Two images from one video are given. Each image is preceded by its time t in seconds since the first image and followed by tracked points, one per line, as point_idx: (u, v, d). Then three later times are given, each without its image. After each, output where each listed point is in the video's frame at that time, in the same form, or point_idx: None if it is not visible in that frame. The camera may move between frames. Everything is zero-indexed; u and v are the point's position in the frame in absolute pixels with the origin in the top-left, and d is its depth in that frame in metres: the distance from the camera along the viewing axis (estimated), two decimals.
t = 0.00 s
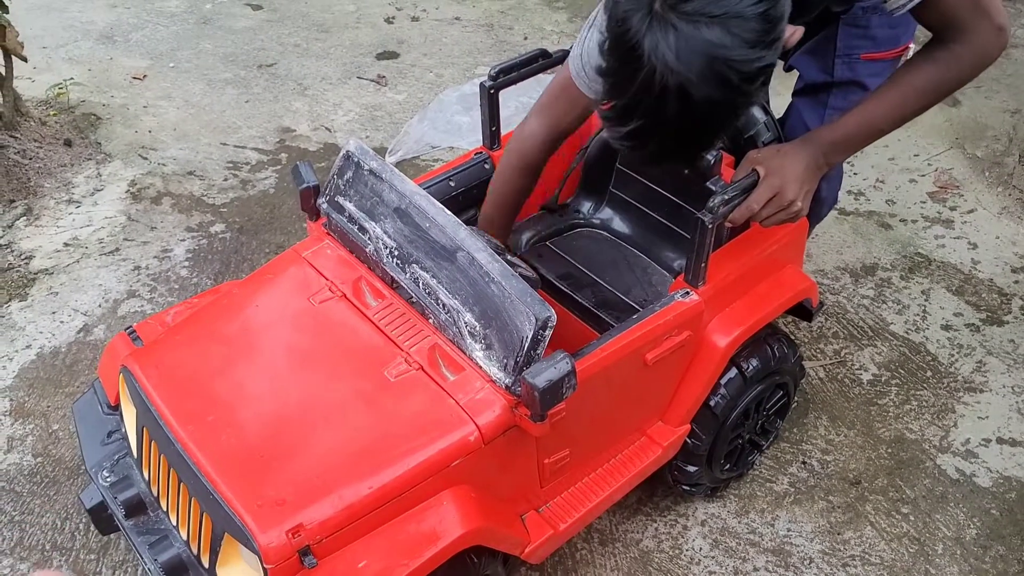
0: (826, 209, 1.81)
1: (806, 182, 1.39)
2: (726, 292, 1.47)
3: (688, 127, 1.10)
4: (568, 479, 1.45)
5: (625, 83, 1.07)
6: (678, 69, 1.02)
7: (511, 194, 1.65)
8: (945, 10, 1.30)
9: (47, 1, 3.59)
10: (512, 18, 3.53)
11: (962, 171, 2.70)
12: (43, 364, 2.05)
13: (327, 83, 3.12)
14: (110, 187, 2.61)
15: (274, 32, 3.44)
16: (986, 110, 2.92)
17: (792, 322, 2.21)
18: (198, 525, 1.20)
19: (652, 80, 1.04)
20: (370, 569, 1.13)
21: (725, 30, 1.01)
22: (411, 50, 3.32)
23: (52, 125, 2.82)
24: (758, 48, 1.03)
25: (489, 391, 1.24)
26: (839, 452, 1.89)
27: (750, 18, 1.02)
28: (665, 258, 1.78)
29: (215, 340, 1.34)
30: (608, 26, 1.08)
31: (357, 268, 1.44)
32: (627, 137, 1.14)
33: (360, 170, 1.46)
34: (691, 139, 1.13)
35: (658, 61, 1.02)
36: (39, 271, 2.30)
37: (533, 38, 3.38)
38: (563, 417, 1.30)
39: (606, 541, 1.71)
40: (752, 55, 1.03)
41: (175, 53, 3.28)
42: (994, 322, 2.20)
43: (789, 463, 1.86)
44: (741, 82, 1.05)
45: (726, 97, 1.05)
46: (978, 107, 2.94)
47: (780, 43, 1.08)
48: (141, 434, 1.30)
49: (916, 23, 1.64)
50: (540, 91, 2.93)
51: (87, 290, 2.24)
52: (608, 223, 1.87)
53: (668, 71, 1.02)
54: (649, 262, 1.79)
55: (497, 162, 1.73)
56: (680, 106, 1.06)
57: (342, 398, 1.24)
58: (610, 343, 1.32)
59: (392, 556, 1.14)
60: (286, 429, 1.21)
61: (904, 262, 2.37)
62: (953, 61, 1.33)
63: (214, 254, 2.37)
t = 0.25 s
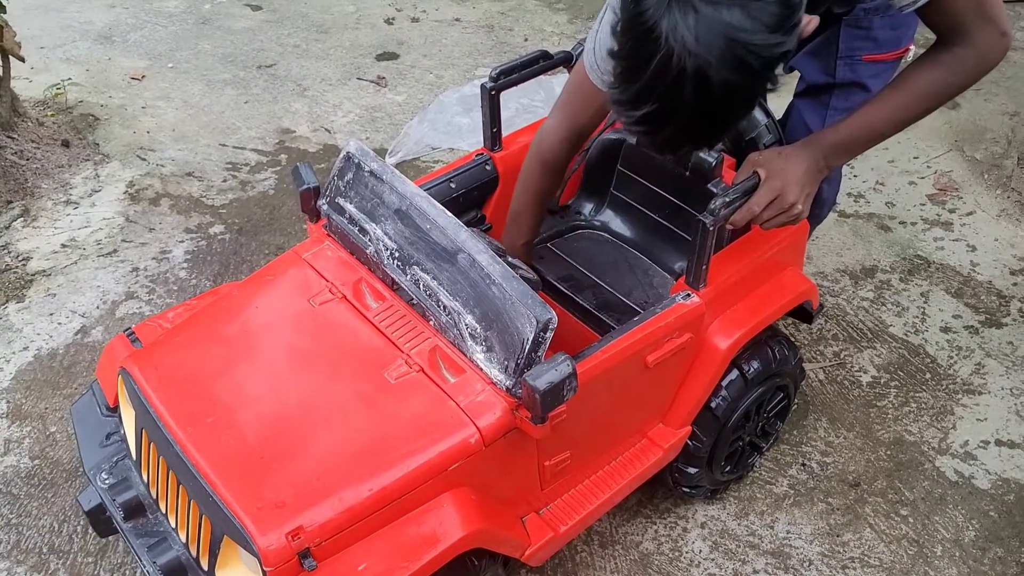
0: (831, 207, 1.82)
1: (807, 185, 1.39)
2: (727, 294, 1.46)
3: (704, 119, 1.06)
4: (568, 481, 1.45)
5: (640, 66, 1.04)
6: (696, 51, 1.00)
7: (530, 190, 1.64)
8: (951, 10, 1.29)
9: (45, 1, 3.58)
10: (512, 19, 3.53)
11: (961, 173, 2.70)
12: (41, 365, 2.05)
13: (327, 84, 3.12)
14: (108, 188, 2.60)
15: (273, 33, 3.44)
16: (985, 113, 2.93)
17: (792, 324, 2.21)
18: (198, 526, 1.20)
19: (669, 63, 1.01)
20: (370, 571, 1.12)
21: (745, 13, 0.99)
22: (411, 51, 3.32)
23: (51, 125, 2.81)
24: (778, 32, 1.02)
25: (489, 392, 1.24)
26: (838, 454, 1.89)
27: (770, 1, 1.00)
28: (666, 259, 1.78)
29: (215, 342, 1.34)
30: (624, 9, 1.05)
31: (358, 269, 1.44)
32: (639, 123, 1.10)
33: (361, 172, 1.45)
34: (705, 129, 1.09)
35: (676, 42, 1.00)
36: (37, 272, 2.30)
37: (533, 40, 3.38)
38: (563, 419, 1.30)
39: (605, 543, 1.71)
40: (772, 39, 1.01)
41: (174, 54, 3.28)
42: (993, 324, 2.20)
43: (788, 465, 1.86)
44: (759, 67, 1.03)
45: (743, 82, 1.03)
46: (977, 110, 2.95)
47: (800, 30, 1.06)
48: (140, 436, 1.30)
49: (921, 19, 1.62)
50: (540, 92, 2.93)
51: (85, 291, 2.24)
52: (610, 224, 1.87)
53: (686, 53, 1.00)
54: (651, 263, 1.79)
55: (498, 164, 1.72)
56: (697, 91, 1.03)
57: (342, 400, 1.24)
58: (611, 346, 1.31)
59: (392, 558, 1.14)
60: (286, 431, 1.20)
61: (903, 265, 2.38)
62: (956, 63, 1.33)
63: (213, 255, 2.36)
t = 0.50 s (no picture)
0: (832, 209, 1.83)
1: (807, 186, 1.39)
2: (727, 294, 1.47)
3: (724, 84, 1.06)
4: (568, 479, 1.45)
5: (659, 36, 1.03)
6: (720, 12, 0.98)
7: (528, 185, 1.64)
8: (955, 8, 1.28)
9: (44, 2, 3.58)
10: (511, 21, 3.53)
11: (960, 175, 2.70)
12: (39, 367, 2.05)
13: (326, 86, 3.12)
14: (107, 189, 2.60)
15: (272, 35, 3.44)
16: (983, 116, 2.94)
17: (791, 325, 2.21)
18: (198, 522, 1.20)
19: (690, 27, 0.99)
20: (370, 567, 1.12)
21: None
22: (410, 53, 3.32)
23: (49, 127, 2.81)
24: None
25: (490, 390, 1.24)
26: (836, 456, 1.89)
27: None
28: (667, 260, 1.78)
29: (217, 338, 1.34)
30: None
31: (359, 267, 1.44)
32: (660, 96, 1.11)
33: (363, 169, 1.46)
34: (730, 90, 1.07)
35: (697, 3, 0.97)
36: (35, 274, 2.30)
37: (532, 42, 3.38)
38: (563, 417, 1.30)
39: (604, 544, 1.71)
40: None
41: (172, 56, 3.28)
42: (991, 326, 2.20)
43: (786, 467, 1.86)
44: (784, 28, 1.00)
45: (769, 43, 1.01)
46: (975, 112, 2.96)
47: None
48: (142, 432, 1.30)
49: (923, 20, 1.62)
50: (539, 94, 2.94)
51: (84, 293, 2.24)
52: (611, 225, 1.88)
53: (708, 14, 0.98)
54: (652, 263, 1.79)
55: (500, 163, 1.72)
56: (720, 55, 1.01)
57: (343, 397, 1.24)
58: (611, 344, 1.31)
59: (392, 554, 1.14)
60: (286, 427, 1.20)
61: (901, 266, 2.38)
62: (957, 62, 1.32)
63: (211, 257, 2.36)
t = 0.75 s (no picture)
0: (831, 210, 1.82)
1: (800, 186, 1.38)
2: (721, 296, 1.46)
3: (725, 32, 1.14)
4: (561, 483, 1.44)
5: None
6: None
7: (514, 142, 1.62)
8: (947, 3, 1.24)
9: (43, 4, 3.59)
10: (509, 22, 3.53)
11: (958, 176, 2.70)
12: (37, 369, 2.05)
13: (324, 87, 3.12)
14: (105, 191, 2.60)
15: (270, 36, 3.44)
16: (982, 116, 2.94)
17: (788, 328, 2.21)
18: (189, 528, 1.20)
19: None
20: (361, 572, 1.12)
21: None
22: (408, 54, 3.32)
23: (47, 129, 2.81)
24: None
25: (482, 394, 1.24)
26: (833, 457, 1.89)
27: None
28: (661, 263, 1.79)
29: (208, 343, 1.34)
30: None
31: (351, 271, 1.44)
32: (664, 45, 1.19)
33: (354, 173, 1.46)
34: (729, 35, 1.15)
35: None
36: (33, 276, 2.30)
37: (530, 43, 3.38)
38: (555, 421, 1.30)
39: (600, 546, 1.71)
40: None
41: (171, 57, 3.28)
42: (989, 327, 2.19)
43: (783, 468, 1.86)
44: None
45: None
46: (974, 113, 2.95)
47: None
48: (133, 438, 1.30)
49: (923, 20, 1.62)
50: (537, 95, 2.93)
51: (81, 294, 2.24)
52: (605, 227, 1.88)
53: None
54: (645, 266, 1.80)
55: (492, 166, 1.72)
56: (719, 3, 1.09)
57: (335, 402, 1.24)
58: (603, 347, 1.31)
59: (384, 559, 1.14)
60: (277, 432, 1.20)
61: (899, 267, 2.37)
62: (950, 58, 1.29)
63: (208, 259, 2.36)
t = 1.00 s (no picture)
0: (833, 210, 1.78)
1: (800, 187, 1.38)
2: (719, 302, 1.45)
3: None
4: (559, 491, 1.43)
5: None
6: None
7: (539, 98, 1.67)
8: None
9: (43, 7, 3.59)
10: (510, 23, 3.52)
11: (961, 177, 2.68)
12: (36, 372, 2.04)
13: (323, 89, 3.11)
14: (105, 194, 2.60)
15: (270, 38, 3.44)
16: (985, 116, 2.92)
17: (789, 331, 2.19)
18: (184, 539, 1.19)
19: None
20: None
21: None
22: (408, 55, 3.31)
23: (47, 132, 2.81)
24: None
25: (478, 402, 1.23)
26: (836, 461, 1.87)
27: None
28: (659, 267, 1.77)
29: (203, 351, 1.33)
30: None
31: (346, 278, 1.43)
32: None
33: (349, 179, 1.45)
34: None
35: None
36: (33, 279, 2.29)
37: (531, 44, 3.37)
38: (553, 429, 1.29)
39: (600, 551, 1.69)
40: None
41: (171, 60, 3.28)
42: (993, 329, 2.18)
43: (785, 472, 1.84)
44: None
45: None
46: (978, 113, 2.94)
47: None
48: (127, 448, 1.29)
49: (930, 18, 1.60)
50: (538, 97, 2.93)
51: (81, 298, 2.23)
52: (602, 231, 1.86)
53: None
54: (643, 270, 1.78)
55: (489, 170, 1.71)
56: None
57: (330, 411, 1.23)
58: (601, 354, 1.30)
59: (380, 570, 1.13)
60: (272, 442, 1.19)
61: (902, 269, 2.36)
62: (938, 38, 1.29)
63: (208, 261, 2.36)
